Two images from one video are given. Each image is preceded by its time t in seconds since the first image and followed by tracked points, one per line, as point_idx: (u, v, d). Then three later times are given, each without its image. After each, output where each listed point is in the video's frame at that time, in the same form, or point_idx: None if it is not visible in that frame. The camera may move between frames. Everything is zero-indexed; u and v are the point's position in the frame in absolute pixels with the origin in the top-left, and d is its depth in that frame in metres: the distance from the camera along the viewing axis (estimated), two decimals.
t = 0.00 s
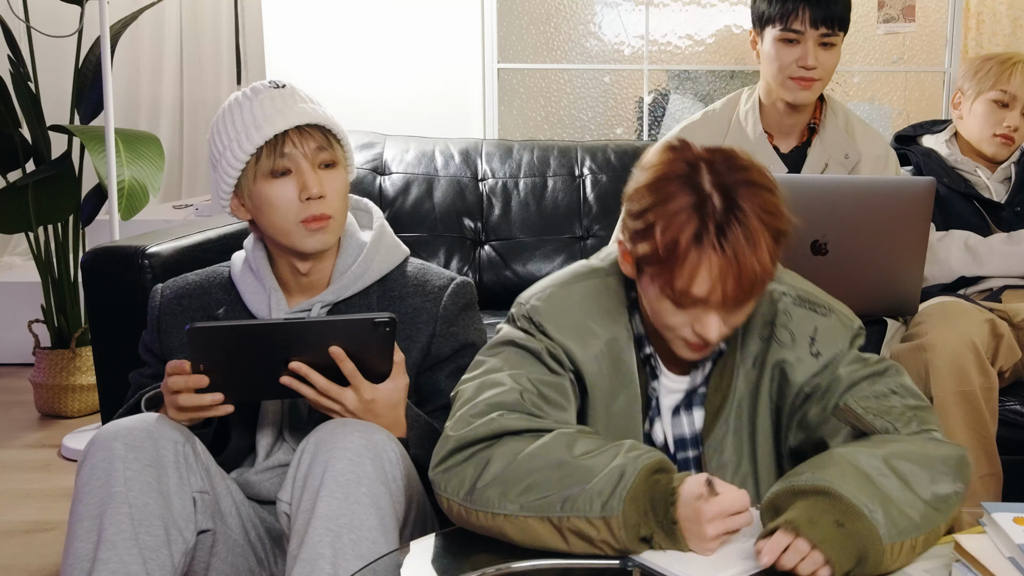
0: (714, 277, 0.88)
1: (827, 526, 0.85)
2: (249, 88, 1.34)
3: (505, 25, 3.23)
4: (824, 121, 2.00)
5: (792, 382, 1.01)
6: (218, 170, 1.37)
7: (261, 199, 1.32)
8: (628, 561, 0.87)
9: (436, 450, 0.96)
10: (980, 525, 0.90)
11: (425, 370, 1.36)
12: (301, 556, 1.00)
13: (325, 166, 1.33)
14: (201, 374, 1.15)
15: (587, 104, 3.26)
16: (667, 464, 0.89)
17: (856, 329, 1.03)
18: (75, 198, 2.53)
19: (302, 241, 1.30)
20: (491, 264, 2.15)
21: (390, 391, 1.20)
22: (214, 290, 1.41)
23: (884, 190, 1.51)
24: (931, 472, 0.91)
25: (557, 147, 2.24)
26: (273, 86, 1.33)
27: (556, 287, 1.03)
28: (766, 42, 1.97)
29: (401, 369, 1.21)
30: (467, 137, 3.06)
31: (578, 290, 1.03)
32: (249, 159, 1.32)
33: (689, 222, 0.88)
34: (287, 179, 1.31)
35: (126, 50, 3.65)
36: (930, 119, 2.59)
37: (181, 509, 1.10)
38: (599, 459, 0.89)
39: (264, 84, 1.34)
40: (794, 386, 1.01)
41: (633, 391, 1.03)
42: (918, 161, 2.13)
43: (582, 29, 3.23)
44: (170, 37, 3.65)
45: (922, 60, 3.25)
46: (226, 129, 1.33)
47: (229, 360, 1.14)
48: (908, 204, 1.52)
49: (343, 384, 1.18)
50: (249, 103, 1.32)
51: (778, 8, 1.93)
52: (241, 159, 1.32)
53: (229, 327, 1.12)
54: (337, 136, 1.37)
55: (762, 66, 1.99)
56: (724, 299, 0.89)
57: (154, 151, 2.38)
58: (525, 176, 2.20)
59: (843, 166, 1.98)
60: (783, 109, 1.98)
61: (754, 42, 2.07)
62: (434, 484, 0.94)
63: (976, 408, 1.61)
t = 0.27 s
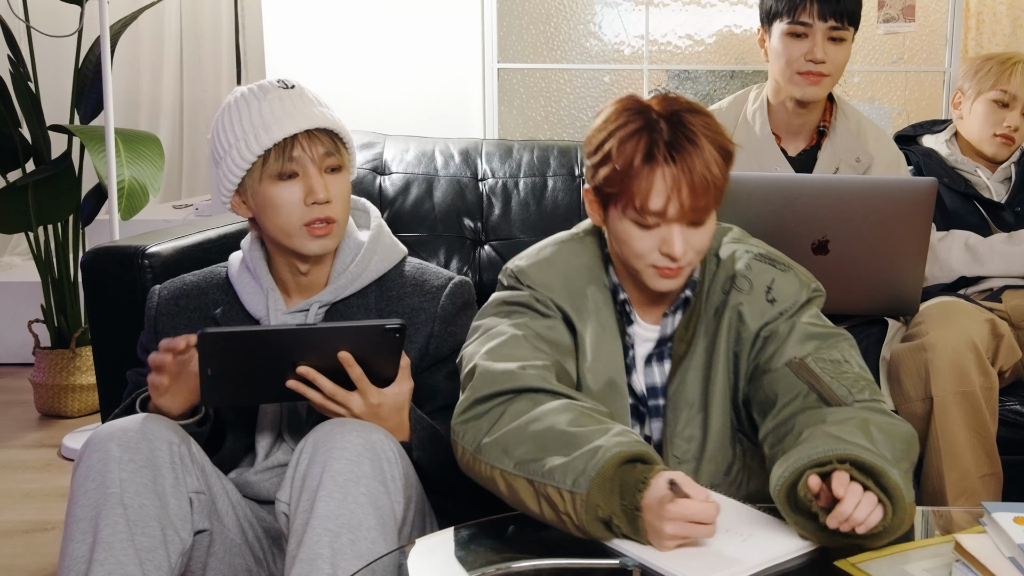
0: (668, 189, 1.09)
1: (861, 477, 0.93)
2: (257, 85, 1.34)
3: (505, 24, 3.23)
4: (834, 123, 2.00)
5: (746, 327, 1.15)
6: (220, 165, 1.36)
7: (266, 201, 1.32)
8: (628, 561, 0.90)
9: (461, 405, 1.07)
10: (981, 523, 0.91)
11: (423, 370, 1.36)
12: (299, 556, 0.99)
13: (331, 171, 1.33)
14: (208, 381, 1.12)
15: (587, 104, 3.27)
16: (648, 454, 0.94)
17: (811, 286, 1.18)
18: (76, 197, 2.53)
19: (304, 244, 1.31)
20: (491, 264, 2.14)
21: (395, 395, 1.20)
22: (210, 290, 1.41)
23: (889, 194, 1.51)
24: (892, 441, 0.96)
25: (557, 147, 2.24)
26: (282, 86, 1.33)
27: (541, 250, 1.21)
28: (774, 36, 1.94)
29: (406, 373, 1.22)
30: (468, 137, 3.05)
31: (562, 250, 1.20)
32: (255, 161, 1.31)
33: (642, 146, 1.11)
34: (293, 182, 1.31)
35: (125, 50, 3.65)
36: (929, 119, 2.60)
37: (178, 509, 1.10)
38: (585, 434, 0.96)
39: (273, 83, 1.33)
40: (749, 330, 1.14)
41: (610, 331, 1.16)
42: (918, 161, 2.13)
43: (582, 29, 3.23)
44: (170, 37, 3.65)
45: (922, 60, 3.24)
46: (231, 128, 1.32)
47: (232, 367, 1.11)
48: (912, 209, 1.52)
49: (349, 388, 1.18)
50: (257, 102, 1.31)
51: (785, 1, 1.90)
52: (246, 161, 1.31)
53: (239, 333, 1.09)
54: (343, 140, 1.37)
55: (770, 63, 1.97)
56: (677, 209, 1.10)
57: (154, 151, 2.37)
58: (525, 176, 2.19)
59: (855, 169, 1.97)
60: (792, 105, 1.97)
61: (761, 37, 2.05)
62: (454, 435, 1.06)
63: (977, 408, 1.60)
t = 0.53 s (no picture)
0: (646, 151, 1.21)
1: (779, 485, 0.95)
2: (257, 86, 1.34)
3: (505, 24, 3.26)
4: (839, 136, 1.94)
5: (728, 303, 1.24)
6: (220, 167, 1.35)
7: (267, 203, 1.31)
8: (628, 561, 0.90)
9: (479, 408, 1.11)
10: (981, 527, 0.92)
11: (424, 371, 1.36)
12: (300, 556, 0.99)
13: (333, 172, 1.33)
14: (215, 394, 1.11)
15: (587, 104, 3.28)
16: (642, 446, 0.97)
17: (796, 268, 1.27)
18: (76, 197, 2.53)
19: (306, 246, 1.31)
20: (491, 264, 2.15)
21: (399, 400, 1.21)
22: (213, 285, 1.41)
23: (888, 194, 1.51)
24: (846, 416, 1.04)
25: (557, 147, 2.24)
26: (283, 87, 1.33)
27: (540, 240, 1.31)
28: (775, 48, 1.88)
29: (409, 378, 1.23)
30: (469, 137, 3.05)
31: (555, 242, 1.30)
32: (257, 163, 1.31)
33: (622, 115, 1.24)
34: (296, 184, 1.31)
35: (125, 49, 3.65)
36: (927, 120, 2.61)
37: (179, 510, 1.10)
38: (584, 432, 0.99)
39: (273, 84, 1.33)
40: (732, 306, 1.23)
41: (602, 315, 1.25)
42: (918, 160, 2.13)
43: (582, 29, 3.25)
44: (171, 37, 3.66)
45: (922, 60, 3.24)
46: (232, 130, 1.32)
47: (237, 383, 1.10)
48: (912, 211, 1.52)
49: (353, 396, 1.19)
50: (258, 104, 1.31)
51: (786, 11, 1.85)
52: (248, 162, 1.31)
53: (249, 348, 1.08)
54: (344, 141, 1.37)
55: (771, 74, 1.91)
56: (654, 168, 1.21)
57: (154, 151, 2.37)
58: (524, 176, 2.19)
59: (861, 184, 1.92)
60: (794, 118, 1.91)
61: (762, 47, 1.99)
62: (472, 433, 1.10)
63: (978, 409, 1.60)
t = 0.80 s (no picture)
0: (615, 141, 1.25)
1: (719, 501, 0.96)
2: (270, 83, 1.33)
3: (505, 24, 3.26)
4: (837, 145, 1.92)
5: (725, 301, 1.25)
6: (230, 163, 1.35)
7: (277, 196, 1.31)
8: (628, 562, 0.92)
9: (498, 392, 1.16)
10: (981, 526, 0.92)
11: (426, 373, 1.36)
12: (300, 556, 0.99)
13: (344, 168, 1.33)
14: (214, 403, 1.10)
15: (587, 103, 3.29)
16: (657, 455, 1.00)
17: (800, 273, 1.28)
18: (76, 197, 2.53)
19: (314, 241, 1.31)
20: (491, 264, 2.15)
21: (399, 402, 1.21)
22: (217, 285, 1.41)
23: (892, 194, 1.51)
24: (810, 421, 1.07)
25: (558, 147, 2.24)
26: (297, 84, 1.33)
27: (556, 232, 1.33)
28: (767, 61, 1.87)
29: (409, 380, 1.23)
30: (469, 137, 3.05)
31: (572, 232, 1.33)
32: (268, 157, 1.31)
33: (611, 105, 1.29)
34: (306, 177, 1.31)
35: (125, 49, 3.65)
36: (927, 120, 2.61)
37: (180, 510, 1.10)
38: (604, 432, 1.04)
39: (288, 80, 1.33)
40: (728, 305, 1.25)
41: (617, 309, 1.28)
42: (918, 160, 2.13)
43: (582, 29, 3.25)
44: (171, 36, 3.65)
45: (922, 60, 3.24)
46: (244, 124, 1.32)
47: (235, 390, 1.10)
48: (916, 210, 1.51)
49: (353, 398, 1.19)
50: (271, 99, 1.31)
51: (778, 24, 1.83)
52: (258, 156, 1.31)
53: (246, 351, 1.08)
54: (355, 138, 1.37)
55: (764, 87, 1.90)
56: (620, 158, 1.25)
57: (154, 151, 2.37)
58: (524, 176, 2.19)
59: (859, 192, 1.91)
60: (789, 131, 1.91)
61: (756, 57, 1.98)
62: (488, 411, 1.17)
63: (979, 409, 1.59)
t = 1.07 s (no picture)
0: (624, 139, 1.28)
1: (721, 502, 0.97)
2: (274, 83, 1.33)
3: (505, 25, 3.26)
4: (834, 146, 1.92)
5: (741, 314, 1.25)
6: (234, 167, 1.35)
7: (285, 193, 1.31)
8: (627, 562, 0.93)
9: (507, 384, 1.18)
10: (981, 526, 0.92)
11: (427, 373, 1.36)
12: (299, 556, 0.99)
13: (351, 165, 1.33)
14: (212, 404, 1.10)
15: (587, 103, 3.29)
16: (659, 457, 1.00)
17: (819, 295, 1.27)
18: (76, 197, 2.53)
19: (323, 238, 1.31)
20: (491, 264, 2.15)
21: (397, 402, 1.21)
22: (219, 285, 1.41)
23: (893, 195, 1.51)
24: (817, 434, 1.07)
25: (558, 147, 2.24)
26: (300, 83, 1.32)
27: (576, 228, 1.36)
28: (762, 64, 1.87)
29: (407, 380, 1.23)
30: (469, 137, 3.05)
31: (593, 231, 1.36)
32: (276, 155, 1.30)
33: (633, 106, 1.32)
34: (315, 174, 1.31)
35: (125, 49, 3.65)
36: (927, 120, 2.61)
37: (180, 510, 1.10)
38: (607, 431, 1.04)
39: (291, 79, 1.32)
40: (743, 316, 1.25)
41: (632, 309, 1.30)
42: (919, 160, 2.13)
43: (582, 29, 3.25)
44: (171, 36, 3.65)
45: (922, 60, 3.24)
46: (249, 124, 1.31)
47: (233, 391, 1.10)
48: (915, 210, 1.51)
49: (352, 398, 1.19)
50: (276, 98, 1.30)
51: (772, 26, 1.83)
52: (266, 155, 1.30)
53: (243, 355, 1.07)
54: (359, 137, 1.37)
55: (759, 89, 1.90)
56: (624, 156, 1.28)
57: (154, 151, 2.37)
58: (525, 176, 2.20)
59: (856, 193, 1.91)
60: (784, 132, 1.91)
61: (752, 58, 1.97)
62: (496, 402, 1.18)
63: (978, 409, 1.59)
